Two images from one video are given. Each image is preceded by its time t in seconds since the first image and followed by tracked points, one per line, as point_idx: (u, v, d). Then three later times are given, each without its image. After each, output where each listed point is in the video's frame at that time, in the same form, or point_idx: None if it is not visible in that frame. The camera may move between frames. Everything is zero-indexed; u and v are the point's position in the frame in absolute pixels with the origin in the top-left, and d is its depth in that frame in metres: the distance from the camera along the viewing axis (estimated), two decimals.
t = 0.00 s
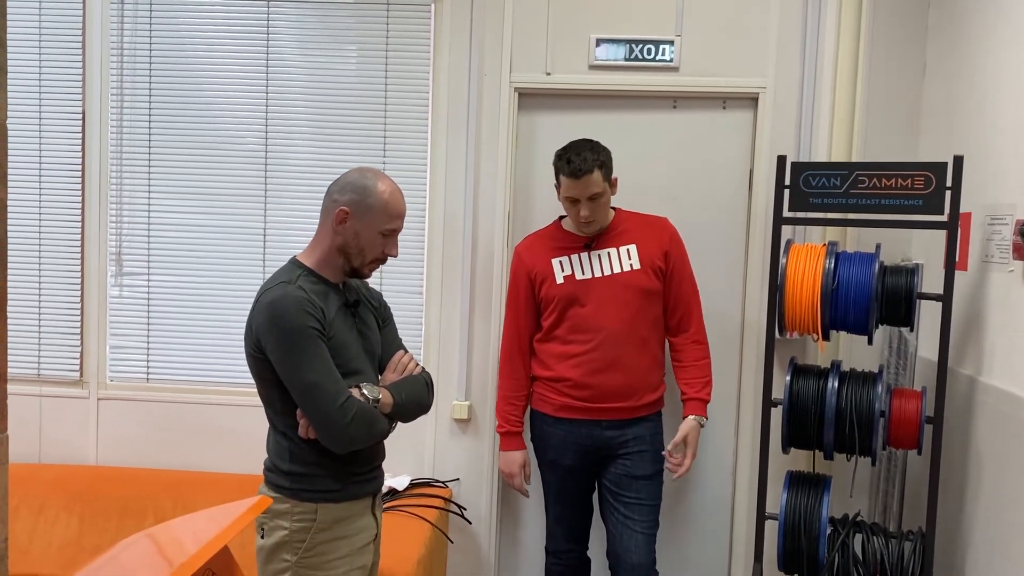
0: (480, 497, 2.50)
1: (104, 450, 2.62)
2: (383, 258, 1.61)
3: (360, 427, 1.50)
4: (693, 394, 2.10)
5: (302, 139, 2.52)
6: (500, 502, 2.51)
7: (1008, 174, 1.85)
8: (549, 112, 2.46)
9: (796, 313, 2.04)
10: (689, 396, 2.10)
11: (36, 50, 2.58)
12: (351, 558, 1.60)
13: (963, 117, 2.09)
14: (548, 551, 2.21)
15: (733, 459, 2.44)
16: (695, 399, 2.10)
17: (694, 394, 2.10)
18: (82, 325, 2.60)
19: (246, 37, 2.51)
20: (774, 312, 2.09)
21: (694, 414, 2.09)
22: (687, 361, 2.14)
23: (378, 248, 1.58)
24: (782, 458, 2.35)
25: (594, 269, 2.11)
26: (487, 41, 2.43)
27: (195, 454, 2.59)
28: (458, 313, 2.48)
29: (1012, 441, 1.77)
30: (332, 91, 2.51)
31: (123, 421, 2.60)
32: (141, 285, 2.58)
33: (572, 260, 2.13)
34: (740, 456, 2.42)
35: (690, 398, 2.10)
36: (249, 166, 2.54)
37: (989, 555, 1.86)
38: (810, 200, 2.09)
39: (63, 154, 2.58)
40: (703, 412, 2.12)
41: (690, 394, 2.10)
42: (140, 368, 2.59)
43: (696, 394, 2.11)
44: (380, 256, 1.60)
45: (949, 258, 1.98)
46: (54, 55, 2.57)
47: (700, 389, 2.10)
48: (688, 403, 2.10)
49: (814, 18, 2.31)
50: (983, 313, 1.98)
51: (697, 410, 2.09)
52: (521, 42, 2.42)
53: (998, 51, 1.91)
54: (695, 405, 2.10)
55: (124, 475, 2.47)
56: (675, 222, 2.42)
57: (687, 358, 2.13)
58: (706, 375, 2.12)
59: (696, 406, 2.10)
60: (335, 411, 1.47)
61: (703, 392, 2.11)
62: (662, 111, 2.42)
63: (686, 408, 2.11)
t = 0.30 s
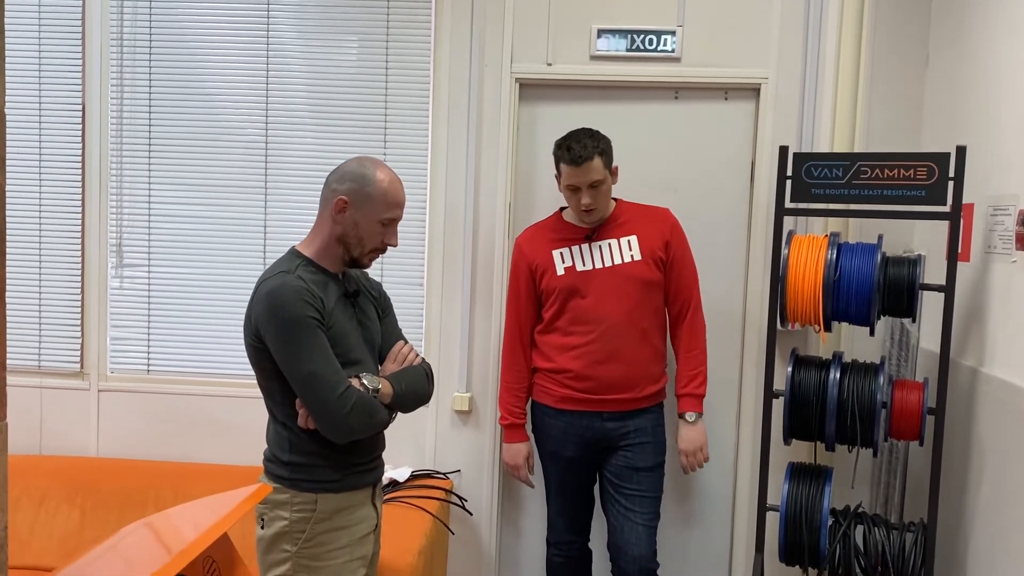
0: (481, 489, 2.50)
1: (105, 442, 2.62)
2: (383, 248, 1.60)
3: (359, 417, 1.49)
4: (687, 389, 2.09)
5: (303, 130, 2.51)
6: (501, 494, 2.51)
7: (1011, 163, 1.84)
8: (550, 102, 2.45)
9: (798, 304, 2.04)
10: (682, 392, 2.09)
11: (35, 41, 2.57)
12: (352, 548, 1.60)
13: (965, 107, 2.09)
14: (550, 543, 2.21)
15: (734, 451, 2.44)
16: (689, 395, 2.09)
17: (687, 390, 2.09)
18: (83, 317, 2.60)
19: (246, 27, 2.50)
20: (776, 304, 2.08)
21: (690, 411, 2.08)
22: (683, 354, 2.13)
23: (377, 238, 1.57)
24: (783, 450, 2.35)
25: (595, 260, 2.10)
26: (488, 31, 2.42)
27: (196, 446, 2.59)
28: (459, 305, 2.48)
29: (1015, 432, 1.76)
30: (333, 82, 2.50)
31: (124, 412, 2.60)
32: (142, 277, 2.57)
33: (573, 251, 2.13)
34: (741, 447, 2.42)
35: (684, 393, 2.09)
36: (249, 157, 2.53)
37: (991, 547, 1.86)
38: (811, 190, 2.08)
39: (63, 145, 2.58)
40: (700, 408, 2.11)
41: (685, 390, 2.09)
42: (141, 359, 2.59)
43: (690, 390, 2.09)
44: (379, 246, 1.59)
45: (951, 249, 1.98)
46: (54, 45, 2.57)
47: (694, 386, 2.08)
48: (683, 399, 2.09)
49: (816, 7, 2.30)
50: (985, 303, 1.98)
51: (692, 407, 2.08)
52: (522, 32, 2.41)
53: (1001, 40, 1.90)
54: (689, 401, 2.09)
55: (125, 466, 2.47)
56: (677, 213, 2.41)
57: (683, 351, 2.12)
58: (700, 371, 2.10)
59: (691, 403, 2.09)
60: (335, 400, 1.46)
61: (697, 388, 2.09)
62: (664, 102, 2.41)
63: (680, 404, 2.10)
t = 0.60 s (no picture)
0: (484, 475, 2.50)
1: (108, 427, 2.62)
2: (385, 231, 1.60)
3: (361, 400, 1.49)
4: (686, 373, 2.10)
5: (305, 115, 2.50)
6: (503, 480, 2.51)
7: (1017, 147, 1.83)
8: (553, 87, 2.44)
9: (801, 289, 2.03)
10: (681, 375, 2.10)
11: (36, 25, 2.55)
12: (353, 532, 1.59)
13: (971, 91, 2.07)
14: (553, 528, 2.21)
15: (737, 436, 2.44)
16: (688, 379, 2.10)
17: (684, 374, 2.10)
18: (84, 303, 2.59)
19: (247, 11, 2.49)
20: (779, 288, 2.07)
21: (687, 395, 2.09)
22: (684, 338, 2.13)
23: (378, 221, 1.57)
24: (786, 435, 2.34)
25: (597, 245, 2.09)
26: (490, 16, 2.40)
27: (199, 431, 2.59)
28: (461, 291, 2.47)
29: (1019, 417, 1.76)
30: (334, 67, 2.49)
31: (126, 398, 2.60)
32: (144, 262, 2.57)
33: (574, 236, 2.12)
34: (744, 433, 2.41)
35: (683, 376, 2.10)
36: (250, 142, 2.52)
37: (994, 532, 1.86)
38: (815, 175, 2.07)
39: (64, 131, 2.57)
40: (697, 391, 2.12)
41: (683, 373, 2.10)
42: (143, 345, 2.59)
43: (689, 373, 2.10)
44: (380, 229, 1.58)
45: (956, 234, 1.96)
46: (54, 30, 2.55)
47: (693, 369, 2.09)
48: (682, 383, 2.10)
49: None
50: (990, 288, 1.97)
51: (691, 390, 2.09)
52: (525, 16, 2.39)
53: (1008, 22, 1.89)
54: (688, 385, 2.09)
55: (127, 452, 2.48)
56: (680, 199, 2.40)
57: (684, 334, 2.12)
58: (701, 354, 2.11)
59: (690, 386, 2.10)
60: (336, 383, 1.46)
61: (697, 372, 2.10)
62: (667, 86, 2.39)
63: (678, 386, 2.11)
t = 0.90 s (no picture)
0: (487, 456, 2.50)
1: (112, 408, 2.63)
2: (388, 210, 1.59)
3: (366, 377, 1.49)
4: (696, 354, 2.09)
5: (307, 96, 2.49)
6: (507, 461, 2.52)
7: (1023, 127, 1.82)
8: (557, 67, 2.43)
9: (806, 269, 2.02)
10: (691, 356, 2.09)
11: (37, 5, 2.54)
12: (358, 511, 1.60)
13: (978, 70, 2.06)
14: (556, 509, 2.22)
15: (740, 418, 2.44)
16: (698, 359, 2.09)
17: (695, 355, 2.09)
18: (87, 285, 2.59)
19: None
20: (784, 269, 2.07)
21: (700, 375, 2.08)
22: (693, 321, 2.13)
23: (381, 199, 1.56)
24: (789, 416, 2.34)
25: (601, 226, 2.07)
26: None
27: (202, 412, 2.60)
28: (464, 272, 2.47)
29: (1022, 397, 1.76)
30: (337, 46, 2.47)
31: (130, 379, 2.60)
32: (146, 244, 2.56)
33: (578, 218, 2.10)
34: (747, 415, 2.41)
35: (692, 358, 2.08)
36: (253, 123, 2.51)
37: (997, 512, 1.86)
38: (821, 155, 2.06)
39: (66, 112, 2.56)
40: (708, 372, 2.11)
41: (694, 355, 2.09)
42: (146, 327, 2.59)
43: (699, 355, 2.09)
44: (384, 208, 1.58)
45: (962, 214, 1.96)
46: (55, 10, 2.53)
47: (702, 349, 2.08)
48: (694, 363, 2.08)
49: None
50: (995, 268, 1.96)
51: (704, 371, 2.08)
52: None
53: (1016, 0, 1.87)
54: (699, 365, 2.08)
55: (132, 433, 2.48)
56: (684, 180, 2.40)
57: (694, 316, 2.12)
58: (709, 336, 2.10)
59: (700, 366, 2.08)
60: (341, 360, 1.46)
61: (708, 352, 2.09)
62: (672, 67, 2.38)
63: (689, 367, 2.09)
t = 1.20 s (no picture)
0: (490, 430, 2.50)
1: (115, 383, 2.63)
2: (390, 180, 1.58)
3: (368, 348, 1.48)
4: (693, 332, 2.08)
5: (309, 69, 2.47)
6: (510, 436, 2.51)
7: None
8: (561, 39, 2.40)
9: (811, 243, 2.00)
10: (688, 334, 2.08)
11: None
12: (362, 482, 1.60)
13: (987, 41, 2.03)
14: (559, 484, 2.21)
15: (743, 392, 2.43)
16: (695, 338, 2.08)
17: (692, 333, 2.08)
18: (89, 259, 2.59)
19: None
20: (789, 243, 2.05)
21: (695, 354, 2.08)
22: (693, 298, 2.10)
23: (383, 169, 1.55)
24: (793, 391, 2.34)
25: (607, 199, 2.05)
26: None
27: (205, 387, 2.60)
28: (467, 247, 2.46)
29: None
30: (339, 18, 2.45)
31: (132, 354, 2.60)
32: (148, 219, 2.55)
33: (584, 190, 2.07)
34: (751, 391, 2.41)
35: (690, 336, 2.07)
36: (255, 96, 2.49)
37: (1001, 486, 1.86)
38: (827, 128, 2.04)
39: (66, 85, 2.54)
40: (704, 351, 2.10)
41: (691, 333, 2.08)
42: (148, 302, 2.59)
43: (697, 333, 2.08)
44: (385, 178, 1.57)
45: (969, 187, 1.94)
46: None
47: (700, 328, 2.07)
48: (689, 342, 2.08)
49: None
50: (1003, 241, 1.94)
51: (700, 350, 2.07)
52: None
53: None
54: (696, 344, 2.07)
55: (135, 408, 2.48)
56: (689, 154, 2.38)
57: (694, 294, 2.09)
58: (708, 314, 2.09)
59: (697, 345, 2.07)
60: (344, 330, 1.45)
61: (704, 331, 2.08)
62: (677, 39, 2.35)
63: (686, 346, 2.09)
